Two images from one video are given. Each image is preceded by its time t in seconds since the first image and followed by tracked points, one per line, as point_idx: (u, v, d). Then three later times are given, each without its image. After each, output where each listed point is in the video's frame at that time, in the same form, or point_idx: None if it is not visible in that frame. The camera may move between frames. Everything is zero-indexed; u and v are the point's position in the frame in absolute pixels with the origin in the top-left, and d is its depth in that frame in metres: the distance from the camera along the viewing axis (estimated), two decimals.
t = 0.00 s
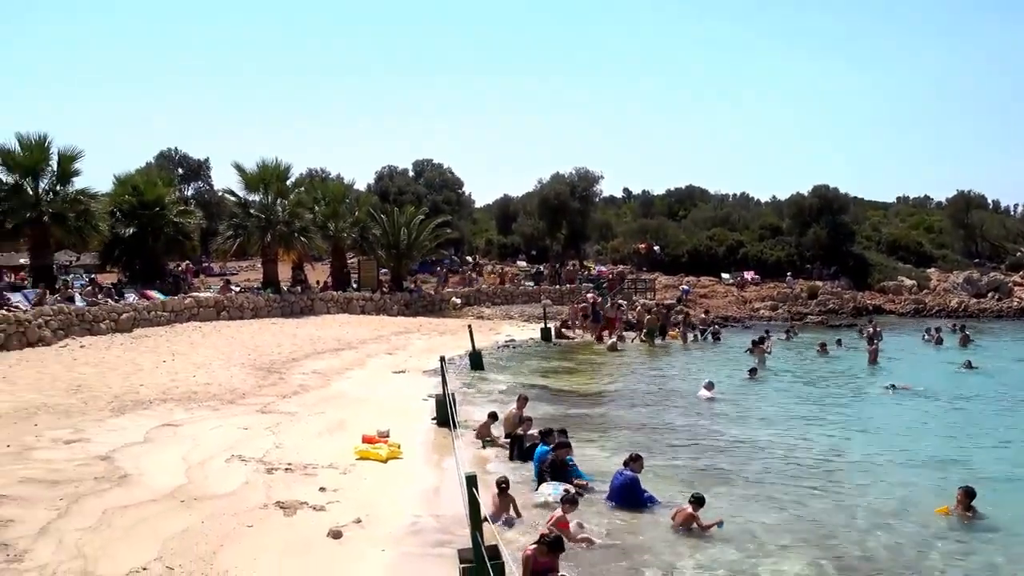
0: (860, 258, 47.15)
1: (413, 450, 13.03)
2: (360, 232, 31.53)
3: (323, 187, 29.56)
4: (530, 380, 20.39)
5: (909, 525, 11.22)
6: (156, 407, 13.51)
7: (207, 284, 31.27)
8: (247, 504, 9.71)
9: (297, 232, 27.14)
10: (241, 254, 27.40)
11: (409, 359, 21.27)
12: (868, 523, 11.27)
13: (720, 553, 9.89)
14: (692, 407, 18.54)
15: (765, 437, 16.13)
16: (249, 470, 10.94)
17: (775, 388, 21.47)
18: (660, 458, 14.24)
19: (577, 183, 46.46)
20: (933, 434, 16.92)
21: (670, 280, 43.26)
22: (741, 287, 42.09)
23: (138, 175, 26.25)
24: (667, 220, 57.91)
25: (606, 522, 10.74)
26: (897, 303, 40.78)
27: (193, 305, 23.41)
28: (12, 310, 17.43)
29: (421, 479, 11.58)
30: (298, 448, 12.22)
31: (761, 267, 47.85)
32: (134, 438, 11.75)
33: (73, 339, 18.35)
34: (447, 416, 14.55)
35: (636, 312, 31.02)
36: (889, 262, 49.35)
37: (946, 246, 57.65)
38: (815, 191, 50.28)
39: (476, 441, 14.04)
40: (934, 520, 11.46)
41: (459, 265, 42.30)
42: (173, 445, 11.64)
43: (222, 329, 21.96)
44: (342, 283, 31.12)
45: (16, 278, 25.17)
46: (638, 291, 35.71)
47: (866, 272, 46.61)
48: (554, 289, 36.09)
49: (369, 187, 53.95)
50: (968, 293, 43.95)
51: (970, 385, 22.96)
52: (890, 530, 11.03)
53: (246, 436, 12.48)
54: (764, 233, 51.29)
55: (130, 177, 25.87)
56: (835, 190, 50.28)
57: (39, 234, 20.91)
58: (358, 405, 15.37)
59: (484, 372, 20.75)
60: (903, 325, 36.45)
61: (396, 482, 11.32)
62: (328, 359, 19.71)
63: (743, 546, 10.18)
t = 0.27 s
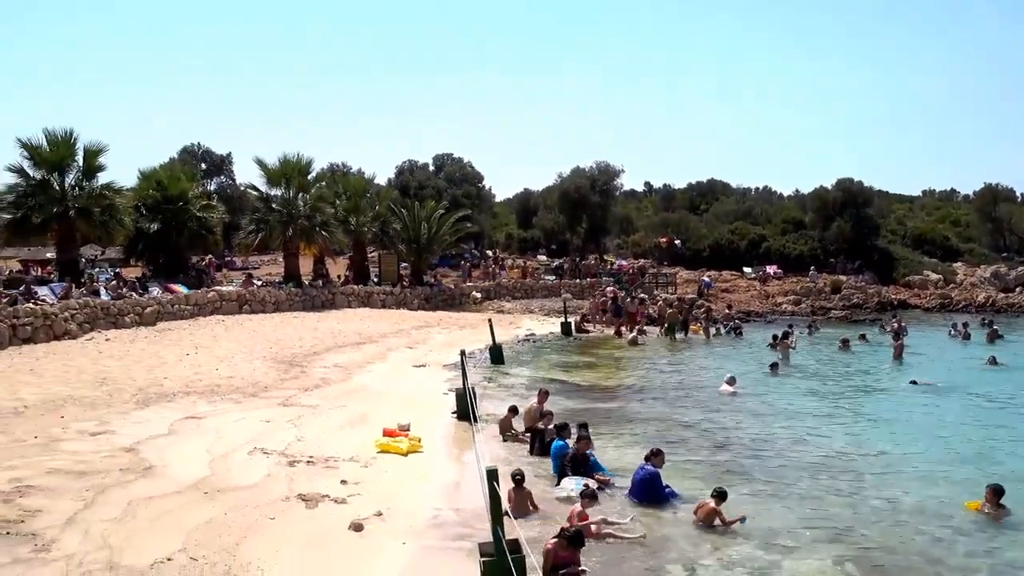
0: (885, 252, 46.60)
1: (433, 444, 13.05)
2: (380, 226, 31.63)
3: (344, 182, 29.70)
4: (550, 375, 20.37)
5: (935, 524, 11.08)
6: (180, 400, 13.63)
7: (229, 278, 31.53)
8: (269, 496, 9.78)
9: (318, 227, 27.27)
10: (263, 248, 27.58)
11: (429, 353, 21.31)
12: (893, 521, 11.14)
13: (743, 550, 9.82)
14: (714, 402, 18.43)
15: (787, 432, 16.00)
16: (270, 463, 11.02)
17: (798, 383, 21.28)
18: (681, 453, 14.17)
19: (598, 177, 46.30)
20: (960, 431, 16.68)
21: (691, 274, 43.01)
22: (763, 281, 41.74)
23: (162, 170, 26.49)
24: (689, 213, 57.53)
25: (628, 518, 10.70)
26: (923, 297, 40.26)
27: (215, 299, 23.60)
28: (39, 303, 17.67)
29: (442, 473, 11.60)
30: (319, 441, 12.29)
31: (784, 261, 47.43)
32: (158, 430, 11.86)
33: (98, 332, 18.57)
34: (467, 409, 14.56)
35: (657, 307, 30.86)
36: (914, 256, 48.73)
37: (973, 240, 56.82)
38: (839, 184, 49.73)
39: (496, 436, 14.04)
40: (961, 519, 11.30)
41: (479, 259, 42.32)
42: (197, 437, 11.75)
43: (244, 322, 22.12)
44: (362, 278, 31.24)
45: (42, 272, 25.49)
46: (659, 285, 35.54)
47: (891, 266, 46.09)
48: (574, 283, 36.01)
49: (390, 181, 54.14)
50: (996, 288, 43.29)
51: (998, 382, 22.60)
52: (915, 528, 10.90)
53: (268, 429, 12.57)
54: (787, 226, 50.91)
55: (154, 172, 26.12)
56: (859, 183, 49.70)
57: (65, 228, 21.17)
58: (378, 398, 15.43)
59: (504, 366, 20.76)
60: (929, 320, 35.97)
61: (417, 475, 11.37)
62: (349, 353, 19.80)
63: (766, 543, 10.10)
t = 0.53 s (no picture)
0: (910, 246, 46.11)
1: (454, 436, 13.06)
2: (401, 219, 31.68)
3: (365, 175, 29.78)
4: (571, 368, 20.32)
5: (962, 521, 10.91)
6: (203, 392, 13.75)
7: (251, 271, 31.76)
8: (291, 487, 9.84)
9: (339, 220, 27.36)
10: (284, 241, 27.73)
11: (449, 346, 21.33)
12: (919, 517, 10.98)
13: (766, 545, 9.73)
14: (735, 396, 18.30)
15: (810, 427, 15.83)
16: (292, 454, 11.08)
17: (821, 378, 21.06)
18: (703, 448, 14.07)
19: (618, 170, 46.08)
20: (987, 427, 16.42)
21: (712, 267, 42.71)
22: (786, 275, 41.36)
23: (185, 164, 26.72)
24: (710, 206, 57.11)
25: (649, 512, 10.64)
26: (949, 291, 39.71)
27: (238, 292, 23.77)
28: (65, 295, 17.88)
29: (462, 466, 11.60)
30: (340, 433, 12.34)
31: (807, 254, 46.95)
32: (182, 421, 11.98)
33: (123, 325, 18.77)
34: (487, 402, 14.56)
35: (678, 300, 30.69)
36: (940, 249, 48.09)
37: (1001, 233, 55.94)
38: (864, 176, 49.14)
39: (516, 428, 14.02)
40: (988, 516, 11.13)
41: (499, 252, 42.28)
42: (219, 429, 11.84)
43: (266, 315, 22.26)
44: (383, 271, 31.34)
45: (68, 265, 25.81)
46: (680, 278, 35.32)
47: (916, 260, 45.58)
48: (594, 277, 35.88)
49: (410, 174, 54.25)
50: None
51: None
52: (942, 525, 10.74)
53: (289, 421, 12.64)
54: (811, 219, 50.39)
55: (177, 165, 26.35)
56: (884, 175, 49.09)
57: (90, 222, 21.41)
58: (399, 391, 15.46)
59: (524, 359, 20.73)
60: (955, 314, 35.47)
61: (438, 468, 11.38)
62: (369, 346, 19.86)
63: (789, 539, 10.00)
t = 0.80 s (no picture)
0: (940, 236, 45.52)
1: (478, 426, 13.06)
2: (425, 210, 31.73)
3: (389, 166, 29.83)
4: (595, 358, 20.26)
5: (993, 516, 10.73)
6: (229, 381, 13.87)
7: (277, 261, 31.97)
8: (317, 476, 9.89)
9: (364, 210, 27.45)
10: (309, 232, 27.88)
11: (473, 336, 21.34)
12: (949, 511, 10.82)
13: (793, 539, 9.63)
14: (761, 388, 18.12)
15: (837, 419, 15.65)
16: (318, 443, 11.14)
17: (848, 370, 20.80)
18: (728, 439, 13.96)
19: (643, 160, 45.76)
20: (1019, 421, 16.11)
21: (737, 258, 42.32)
22: (813, 265, 40.88)
23: (211, 155, 26.92)
24: (736, 196, 56.54)
25: (674, 504, 10.58)
26: (980, 282, 39.03)
27: (263, 282, 23.94)
28: (94, 285, 18.11)
29: (486, 455, 11.60)
30: (365, 423, 12.39)
31: (834, 244, 46.36)
32: (209, 410, 12.08)
33: (150, 314, 18.98)
34: (511, 392, 14.56)
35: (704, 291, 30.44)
36: (971, 239, 47.33)
37: None
38: (893, 166, 48.40)
39: (540, 419, 14.00)
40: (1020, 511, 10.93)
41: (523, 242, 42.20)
42: (246, 418, 11.93)
43: (291, 305, 22.40)
44: (407, 261, 31.42)
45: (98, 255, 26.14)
46: (705, 269, 35.04)
47: (946, 250, 45.02)
48: (618, 267, 35.70)
49: (434, 165, 54.29)
50: None
51: None
52: (972, 519, 10.57)
53: (314, 410, 12.71)
54: (839, 209, 49.70)
55: (203, 156, 26.57)
56: (914, 164, 48.33)
57: (119, 213, 21.65)
58: (423, 381, 15.49)
59: (548, 350, 20.69)
60: (986, 305, 34.87)
61: (462, 457, 11.38)
62: (394, 336, 19.92)
63: (816, 532, 9.89)
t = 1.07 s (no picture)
0: (966, 227, 44.97)
1: (499, 417, 13.04)
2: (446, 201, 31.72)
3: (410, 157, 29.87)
4: (616, 349, 20.18)
5: (1021, 510, 10.54)
6: (252, 371, 13.94)
7: (298, 252, 32.13)
8: (338, 465, 9.91)
9: (385, 201, 27.49)
10: (331, 223, 27.97)
11: (494, 327, 21.33)
12: (976, 505, 10.64)
13: (816, 531, 9.52)
14: (784, 380, 17.94)
15: (862, 411, 15.47)
16: (340, 433, 11.17)
17: (873, 362, 20.56)
18: (751, 431, 13.84)
19: (665, 150, 45.47)
20: None
21: (760, 249, 41.97)
22: (836, 257, 40.43)
23: (233, 146, 27.07)
24: (758, 187, 56.05)
25: (696, 496, 10.49)
26: (1008, 274, 38.42)
27: (285, 273, 24.05)
28: (118, 275, 18.27)
29: (507, 446, 11.57)
30: (386, 412, 12.40)
31: (858, 235, 45.79)
32: (231, 399, 12.15)
33: (173, 304, 19.13)
34: (532, 383, 14.52)
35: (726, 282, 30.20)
36: (998, 231, 46.65)
37: None
38: (918, 156, 47.72)
39: (561, 409, 13.94)
40: None
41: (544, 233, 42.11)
42: (268, 407, 11.99)
43: (313, 296, 22.50)
44: (428, 252, 31.45)
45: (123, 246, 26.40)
46: (728, 260, 34.77)
47: (972, 241, 44.44)
48: (640, 258, 35.52)
49: (455, 156, 54.34)
50: None
51: None
52: (1000, 513, 10.39)
53: (336, 400, 12.75)
54: (862, 199, 49.01)
55: (225, 148, 26.73)
56: (939, 155, 47.62)
57: (142, 204, 21.83)
58: (444, 371, 15.49)
59: (569, 341, 20.63)
60: (1014, 298, 34.32)
61: (482, 448, 11.36)
62: (415, 326, 19.95)
63: (839, 525, 9.77)
